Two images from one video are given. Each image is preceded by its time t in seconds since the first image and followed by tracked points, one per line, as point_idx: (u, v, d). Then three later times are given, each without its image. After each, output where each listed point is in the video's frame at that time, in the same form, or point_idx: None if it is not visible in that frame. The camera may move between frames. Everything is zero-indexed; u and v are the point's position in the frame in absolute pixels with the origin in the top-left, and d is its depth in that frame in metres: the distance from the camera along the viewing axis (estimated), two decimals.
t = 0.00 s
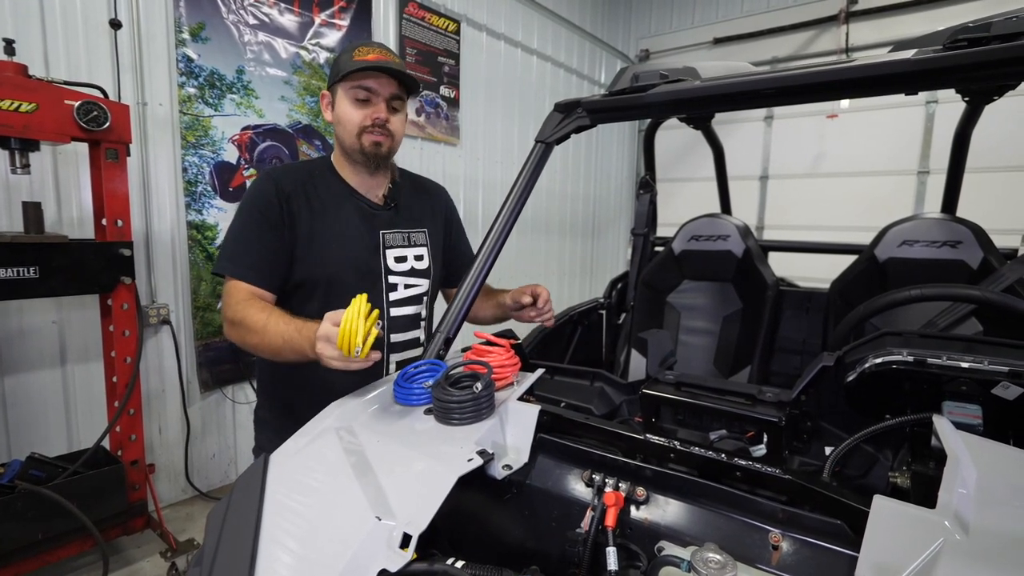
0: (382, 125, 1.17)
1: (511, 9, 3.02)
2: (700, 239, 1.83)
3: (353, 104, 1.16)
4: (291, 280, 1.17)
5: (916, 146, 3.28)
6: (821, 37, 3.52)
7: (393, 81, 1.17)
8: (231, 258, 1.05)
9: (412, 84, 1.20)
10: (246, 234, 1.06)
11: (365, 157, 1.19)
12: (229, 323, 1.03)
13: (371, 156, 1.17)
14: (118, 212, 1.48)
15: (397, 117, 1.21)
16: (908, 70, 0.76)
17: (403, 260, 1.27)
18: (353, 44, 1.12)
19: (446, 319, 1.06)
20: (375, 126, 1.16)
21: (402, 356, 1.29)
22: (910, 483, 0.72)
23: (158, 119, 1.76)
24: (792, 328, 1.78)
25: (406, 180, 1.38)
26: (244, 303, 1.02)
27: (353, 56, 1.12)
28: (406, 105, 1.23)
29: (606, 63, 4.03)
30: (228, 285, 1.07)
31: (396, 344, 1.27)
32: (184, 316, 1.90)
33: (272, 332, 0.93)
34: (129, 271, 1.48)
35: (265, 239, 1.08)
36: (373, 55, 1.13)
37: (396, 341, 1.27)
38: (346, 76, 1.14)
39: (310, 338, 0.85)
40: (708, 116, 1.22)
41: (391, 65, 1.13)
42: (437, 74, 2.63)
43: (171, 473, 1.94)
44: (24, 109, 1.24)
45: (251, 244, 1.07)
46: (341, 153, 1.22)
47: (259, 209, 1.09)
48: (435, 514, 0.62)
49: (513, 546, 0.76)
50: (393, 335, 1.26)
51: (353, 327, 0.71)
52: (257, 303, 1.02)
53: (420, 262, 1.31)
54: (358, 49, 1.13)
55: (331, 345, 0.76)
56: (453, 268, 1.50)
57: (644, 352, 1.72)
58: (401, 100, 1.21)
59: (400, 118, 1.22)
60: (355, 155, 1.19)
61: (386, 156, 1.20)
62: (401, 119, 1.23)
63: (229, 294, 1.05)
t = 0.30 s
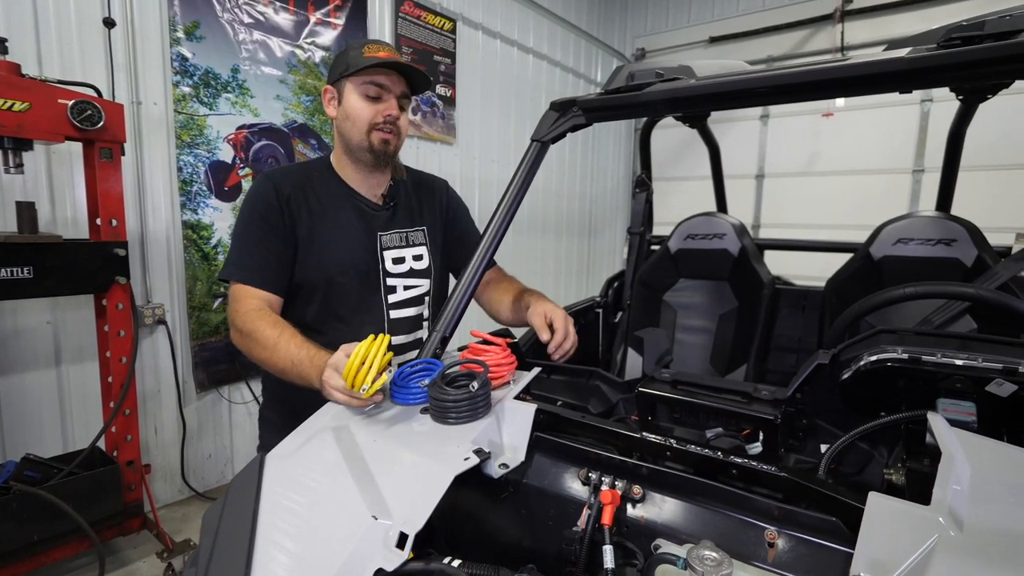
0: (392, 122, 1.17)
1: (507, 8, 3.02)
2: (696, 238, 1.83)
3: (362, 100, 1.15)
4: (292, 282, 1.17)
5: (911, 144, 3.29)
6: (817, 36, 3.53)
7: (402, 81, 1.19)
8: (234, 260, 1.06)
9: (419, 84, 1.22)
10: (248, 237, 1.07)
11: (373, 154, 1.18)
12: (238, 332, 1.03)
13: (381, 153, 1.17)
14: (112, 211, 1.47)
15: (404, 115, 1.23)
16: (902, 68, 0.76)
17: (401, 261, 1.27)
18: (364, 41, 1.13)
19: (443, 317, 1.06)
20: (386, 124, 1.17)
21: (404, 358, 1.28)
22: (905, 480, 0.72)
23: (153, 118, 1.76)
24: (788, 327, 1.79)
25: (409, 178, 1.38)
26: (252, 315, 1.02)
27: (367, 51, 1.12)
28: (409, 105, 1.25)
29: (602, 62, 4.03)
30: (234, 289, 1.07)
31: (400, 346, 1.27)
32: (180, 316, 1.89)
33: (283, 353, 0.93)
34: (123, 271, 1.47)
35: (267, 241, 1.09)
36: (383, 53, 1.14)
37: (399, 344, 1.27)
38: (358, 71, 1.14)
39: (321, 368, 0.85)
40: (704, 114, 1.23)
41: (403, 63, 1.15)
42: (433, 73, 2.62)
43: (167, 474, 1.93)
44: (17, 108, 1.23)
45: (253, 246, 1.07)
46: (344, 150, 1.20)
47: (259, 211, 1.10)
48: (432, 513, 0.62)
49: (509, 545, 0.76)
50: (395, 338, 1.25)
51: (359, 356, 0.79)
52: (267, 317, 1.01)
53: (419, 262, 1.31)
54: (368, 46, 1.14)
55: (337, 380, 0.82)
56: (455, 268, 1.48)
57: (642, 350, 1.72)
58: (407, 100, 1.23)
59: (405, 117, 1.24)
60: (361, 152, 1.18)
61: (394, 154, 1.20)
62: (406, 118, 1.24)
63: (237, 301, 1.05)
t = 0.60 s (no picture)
0: (403, 121, 1.16)
1: (504, 7, 3.01)
2: (694, 236, 1.84)
3: (374, 98, 1.15)
4: (295, 280, 1.17)
5: (908, 143, 3.30)
6: (815, 35, 3.53)
7: (415, 78, 1.17)
8: (239, 257, 1.07)
9: (433, 81, 1.20)
10: (253, 234, 1.08)
11: (383, 153, 1.17)
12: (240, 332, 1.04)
13: (390, 152, 1.16)
14: (110, 210, 1.47)
15: (415, 113, 1.21)
16: (899, 67, 0.77)
17: (408, 267, 1.26)
18: (376, 37, 1.12)
19: (442, 316, 1.06)
20: (396, 122, 1.16)
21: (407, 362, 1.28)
22: (902, 478, 0.72)
23: (151, 118, 1.75)
24: (786, 325, 1.79)
25: (422, 179, 1.37)
26: (255, 314, 1.03)
27: (378, 47, 1.11)
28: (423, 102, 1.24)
29: (600, 61, 4.03)
30: (237, 287, 1.08)
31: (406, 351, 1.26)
32: (178, 315, 1.88)
33: (287, 352, 0.94)
34: (121, 270, 1.47)
35: (272, 238, 1.09)
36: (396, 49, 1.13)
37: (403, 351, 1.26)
38: (369, 68, 1.13)
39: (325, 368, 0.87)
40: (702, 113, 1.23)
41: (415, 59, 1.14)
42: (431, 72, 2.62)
43: (165, 474, 1.93)
44: (15, 108, 1.23)
45: (257, 244, 1.08)
46: (355, 149, 1.20)
47: (265, 210, 1.10)
48: (430, 512, 0.62)
49: (508, 543, 0.76)
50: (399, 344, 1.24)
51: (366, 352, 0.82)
52: (270, 316, 1.02)
53: (426, 268, 1.29)
54: (380, 42, 1.13)
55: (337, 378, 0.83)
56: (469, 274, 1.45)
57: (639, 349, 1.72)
58: (420, 97, 1.22)
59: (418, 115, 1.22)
60: (371, 151, 1.17)
61: (404, 153, 1.19)
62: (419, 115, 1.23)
63: (239, 300, 1.06)
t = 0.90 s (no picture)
0: (403, 120, 1.16)
1: (504, 6, 3.01)
2: (693, 236, 1.84)
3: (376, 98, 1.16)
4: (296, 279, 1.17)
5: (907, 143, 3.30)
6: (813, 34, 3.53)
7: (418, 76, 1.16)
8: (242, 253, 1.06)
9: (437, 79, 1.19)
10: (258, 231, 1.07)
11: (384, 152, 1.18)
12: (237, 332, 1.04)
13: (391, 151, 1.16)
14: (109, 210, 1.47)
15: (419, 112, 1.21)
16: (898, 66, 0.77)
17: (415, 271, 1.26)
18: (378, 36, 1.12)
19: (440, 315, 1.06)
20: (397, 122, 1.16)
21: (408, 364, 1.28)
22: (901, 477, 0.73)
23: (150, 117, 1.75)
24: (785, 325, 1.79)
25: (429, 182, 1.37)
26: (253, 314, 1.03)
27: (379, 46, 1.11)
28: (429, 100, 1.23)
29: (599, 60, 4.03)
30: (235, 287, 1.08)
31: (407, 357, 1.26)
32: (177, 315, 1.88)
33: (287, 352, 0.94)
34: (120, 270, 1.47)
35: (277, 235, 1.09)
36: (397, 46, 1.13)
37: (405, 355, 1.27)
38: (370, 67, 1.14)
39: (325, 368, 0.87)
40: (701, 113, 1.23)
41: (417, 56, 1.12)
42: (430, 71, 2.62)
43: (164, 473, 1.93)
44: (15, 107, 1.22)
45: (262, 241, 1.07)
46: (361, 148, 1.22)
47: (269, 208, 1.10)
48: (430, 511, 0.62)
49: (507, 542, 0.77)
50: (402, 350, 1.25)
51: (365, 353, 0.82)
52: (268, 316, 1.02)
53: (432, 273, 1.30)
54: (383, 40, 1.12)
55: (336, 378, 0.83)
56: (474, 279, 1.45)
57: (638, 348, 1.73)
58: (425, 95, 1.21)
59: (423, 113, 1.22)
60: (374, 151, 1.18)
61: (407, 152, 1.19)
62: (424, 114, 1.22)
63: (237, 300, 1.05)
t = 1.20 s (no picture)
0: (391, 119, 1.16)
1: (504, 6, 3.01)
2: (693, 236, 1.84)
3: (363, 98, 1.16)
4: (295, 280, 1.17)
5: (907, 143, 3.30)
6: (814, 34, 3.53)
7: (405, 75, 1.17)
8: (237, 257, 1.06)
9: (424, 77, 1.19)
10: (252, 235, 1.07)
11: (373, 151, 1.18)
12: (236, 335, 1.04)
13: (379, 149, 1.16)
14: (110, 209, 1.47)
15: (406, 110, 1.21)
16: (899, 67, 0.77)
17: (409, 266, 1.26)
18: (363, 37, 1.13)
19: (441, 315, 1.06)
20: (384, 120, 1.16)
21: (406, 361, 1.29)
22: (902, 477, 0.73)
23: (151, 117, 1.75)
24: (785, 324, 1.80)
25: (420, 180, 1.37)
26: (252, 316, 1.03)
27: (364, 46, 1.12)
28: (416, 98, 1.23)
29: (599, 60, 4.03)
30: (233, 289, 1.08)
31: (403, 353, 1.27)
32: (178, 314, 1.89)
33: (285, 352, 0.94)
34: (121, 269, 1.47)
35: (272, 236, 1.09)
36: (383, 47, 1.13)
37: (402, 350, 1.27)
38: (356, 67, 1.14)
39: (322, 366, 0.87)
40: (702, 114, 1.23)
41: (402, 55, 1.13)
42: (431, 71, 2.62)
43: (164, 472, 1.93)
44: (16, 107, 1.23)
45: (256, 242, 1.07)
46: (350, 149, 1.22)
47: (264, 211, 1.10)
48: (431, 511, 0.62)
49: (508, 542, 0.77)
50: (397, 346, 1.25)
51: (366, 352, 0.81)
52: (266, 316, 1.02)
53: (426, 267, 1.30)
54: (369, 41, 1.13)
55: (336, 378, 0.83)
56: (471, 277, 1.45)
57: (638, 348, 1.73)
58: (412, 94, 1.21)
59: (410, 112, 1.22)
60: (363, 150, 1.18)
61: (395, 151, 1.19)
62: (412, 112, 1.22)
63: (235, 303, 1.06)
